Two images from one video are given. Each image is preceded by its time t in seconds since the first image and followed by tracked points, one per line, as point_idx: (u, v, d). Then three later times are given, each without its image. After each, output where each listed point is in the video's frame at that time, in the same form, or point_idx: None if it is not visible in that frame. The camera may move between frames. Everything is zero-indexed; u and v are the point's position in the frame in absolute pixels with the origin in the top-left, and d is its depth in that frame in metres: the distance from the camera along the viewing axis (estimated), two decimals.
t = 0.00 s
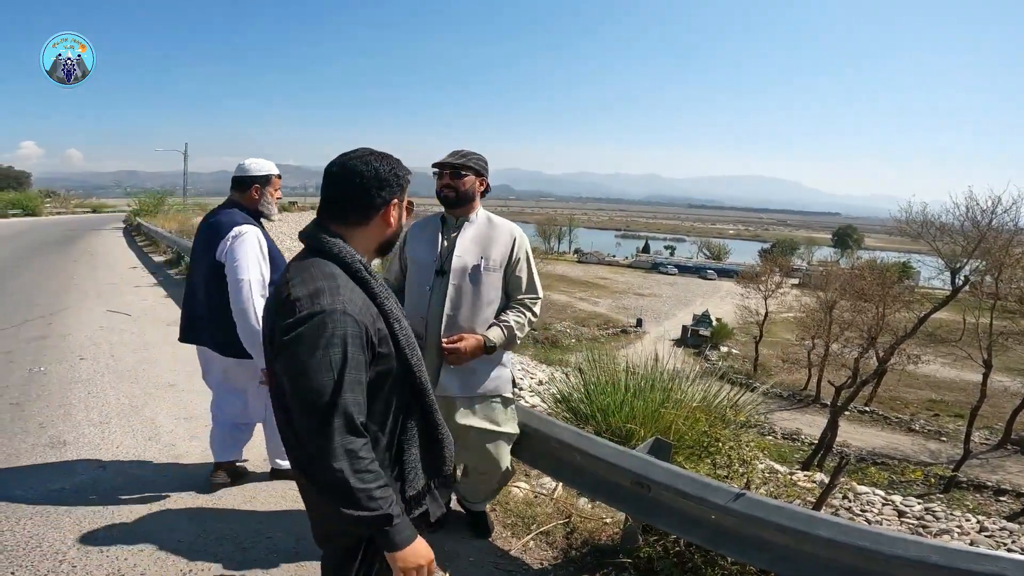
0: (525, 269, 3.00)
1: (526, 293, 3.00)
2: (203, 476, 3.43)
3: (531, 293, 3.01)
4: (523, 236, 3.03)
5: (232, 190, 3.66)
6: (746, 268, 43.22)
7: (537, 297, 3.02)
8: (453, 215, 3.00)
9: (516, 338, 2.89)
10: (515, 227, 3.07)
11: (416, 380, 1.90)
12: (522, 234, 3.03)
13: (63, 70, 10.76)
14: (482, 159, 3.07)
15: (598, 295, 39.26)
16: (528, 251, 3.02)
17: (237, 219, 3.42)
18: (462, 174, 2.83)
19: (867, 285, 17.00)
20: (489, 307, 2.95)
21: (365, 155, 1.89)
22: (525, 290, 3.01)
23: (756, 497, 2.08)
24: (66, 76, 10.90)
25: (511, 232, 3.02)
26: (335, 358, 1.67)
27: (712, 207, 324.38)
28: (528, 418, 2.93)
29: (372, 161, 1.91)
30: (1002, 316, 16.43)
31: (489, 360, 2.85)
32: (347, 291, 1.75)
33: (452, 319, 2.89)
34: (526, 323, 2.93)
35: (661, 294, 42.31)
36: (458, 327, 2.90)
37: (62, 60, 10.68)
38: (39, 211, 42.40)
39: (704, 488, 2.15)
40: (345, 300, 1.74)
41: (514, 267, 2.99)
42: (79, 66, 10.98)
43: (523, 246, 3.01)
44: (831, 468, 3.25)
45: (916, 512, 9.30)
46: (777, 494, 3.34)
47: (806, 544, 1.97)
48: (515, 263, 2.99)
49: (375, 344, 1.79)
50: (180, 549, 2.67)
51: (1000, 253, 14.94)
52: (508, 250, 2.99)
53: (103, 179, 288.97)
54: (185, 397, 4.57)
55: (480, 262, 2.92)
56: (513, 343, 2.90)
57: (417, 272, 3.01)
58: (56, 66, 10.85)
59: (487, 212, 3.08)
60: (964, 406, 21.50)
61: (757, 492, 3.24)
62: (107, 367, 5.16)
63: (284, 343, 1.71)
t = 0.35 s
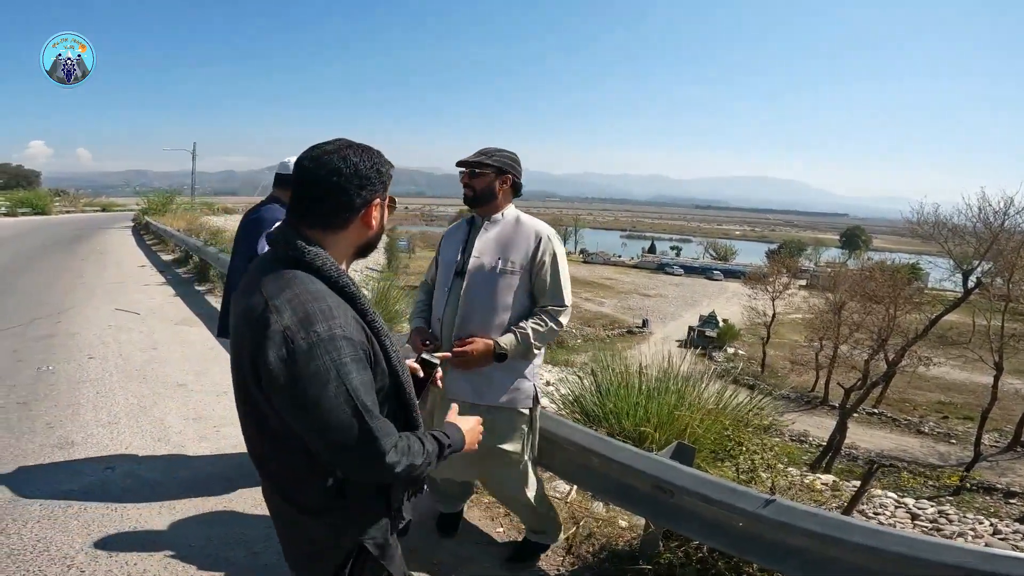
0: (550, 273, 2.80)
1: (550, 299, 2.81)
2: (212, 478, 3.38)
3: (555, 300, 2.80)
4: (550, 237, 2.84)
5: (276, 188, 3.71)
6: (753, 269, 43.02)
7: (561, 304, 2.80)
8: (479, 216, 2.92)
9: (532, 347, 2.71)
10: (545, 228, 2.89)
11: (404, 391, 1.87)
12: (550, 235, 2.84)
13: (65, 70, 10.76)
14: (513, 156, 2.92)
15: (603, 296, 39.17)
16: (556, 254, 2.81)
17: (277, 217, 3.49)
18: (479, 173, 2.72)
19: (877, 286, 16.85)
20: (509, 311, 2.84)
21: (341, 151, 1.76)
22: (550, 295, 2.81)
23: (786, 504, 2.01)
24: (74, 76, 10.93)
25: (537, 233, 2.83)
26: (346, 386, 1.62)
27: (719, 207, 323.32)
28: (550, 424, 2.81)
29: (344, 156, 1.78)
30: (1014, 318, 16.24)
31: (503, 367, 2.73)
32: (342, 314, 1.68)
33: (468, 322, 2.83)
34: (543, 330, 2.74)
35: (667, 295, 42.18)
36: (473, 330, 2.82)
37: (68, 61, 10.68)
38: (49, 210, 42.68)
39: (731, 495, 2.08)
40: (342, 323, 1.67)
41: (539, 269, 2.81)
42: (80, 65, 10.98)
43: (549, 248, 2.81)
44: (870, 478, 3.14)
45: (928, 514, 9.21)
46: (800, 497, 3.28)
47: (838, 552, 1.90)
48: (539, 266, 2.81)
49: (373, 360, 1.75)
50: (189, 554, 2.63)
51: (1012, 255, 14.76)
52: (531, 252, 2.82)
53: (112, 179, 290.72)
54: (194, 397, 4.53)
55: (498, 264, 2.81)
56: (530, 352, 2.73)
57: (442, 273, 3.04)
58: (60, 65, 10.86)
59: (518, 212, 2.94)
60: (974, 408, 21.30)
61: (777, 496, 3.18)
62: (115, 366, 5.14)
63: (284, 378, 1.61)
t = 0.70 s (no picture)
0: (602, 281, 2.47)
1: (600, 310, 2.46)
2: (225, 483, 3.35)
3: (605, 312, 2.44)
4: (608, 241, 2.51)
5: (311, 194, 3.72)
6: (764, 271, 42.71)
7: (613, 318, 2.41)
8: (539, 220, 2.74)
9: (571, 365, 2.43)
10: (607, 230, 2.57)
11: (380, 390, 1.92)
12: (608, 238, 2.51)
13: (64, 70, 10.83)
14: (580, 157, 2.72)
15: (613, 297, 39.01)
16: (612, 259, 2.47)
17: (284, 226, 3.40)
18: (533, 170, 2.56)
19: (892, 290, 16.63)
20: (558, 323, 2.60)
21: (302, 159, 1.82)
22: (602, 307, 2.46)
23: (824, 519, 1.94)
24: (68, 76, 10.99)
25: (593, 237, 2.54)
26: (324, 382, 1.65)
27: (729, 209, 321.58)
28: (599, 448, 2.58)
29: (304, 163, 1.83)
30: None
31: (542, 384, 2.54)
32: (316, 313, 1.72)
33: (515, 332, 2.67)
34: (586, 347, 2.41)
35: (677, 297, 41.95)
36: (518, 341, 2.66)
37: (65, 60, 10.73)
38: (64, 209, 43.16)
39: (767, 509, 2.01)
40: (315, 321, 1.71)
41: (591, 277, 2.51)
42: (79, 65, 11.06)
43: (603, 253, 2.49)
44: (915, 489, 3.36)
45: (947, 521, 9.01)
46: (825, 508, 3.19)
47: (882, 569, 1.82)
48: (589, 273, 2.51)
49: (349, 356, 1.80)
50: (201, 564, 2.60)
51: None
52: (581, 257, 2.54)
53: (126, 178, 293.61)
54: (206, 400, 4.50)
55: (546, 270, 2.60)
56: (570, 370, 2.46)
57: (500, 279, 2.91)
58: (59, 65, 10.92)
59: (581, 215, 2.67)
60: (989, 413, 20.98)
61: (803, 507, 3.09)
62: (128, 368, 5.12)
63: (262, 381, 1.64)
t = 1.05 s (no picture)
0: (646, 287, 2.30)
1: (643, 319, 2.29)
2: (234, 488, 3.28)
3: (648, 322, 2.28)
4: (659, 244, 2.33)
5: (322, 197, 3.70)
6: (771, 273, 42.52)
7: (657, 329, 2.25)
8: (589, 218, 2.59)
9: (607, 375, 2.28)
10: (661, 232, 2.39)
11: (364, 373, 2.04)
12: (660, 241, 2.33)
13: (65, 70, 10.83)
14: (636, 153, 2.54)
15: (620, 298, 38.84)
16: (661, 264, 2.29)
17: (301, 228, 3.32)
18: (582, 163, 2.43)
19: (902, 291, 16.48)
20: (599, 329, 2.46)
21: (277, 162, 2.00)
22: (646, 315, 2.29)
23: (864, 529, 1.87)
24: (72, 76, 10.99)
25: (643, 239, 2.38)
26: (298, 345, 1.77)
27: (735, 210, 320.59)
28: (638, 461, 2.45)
29: (285, 162, 2.03)
30: None
31: (578, 393, 2.42)
32: (295, 285, 1.85)
33: (553, 336, 2.56)
34: (624, 358, 2.26)
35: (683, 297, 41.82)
36: (556, 345, 2.54)
37: (67, 60, 10.73)
38: (73, 208, 43.43)
39: (804, 518, 1.93)
40: (294, 291, 1.84)
41: (637, 281, 2.35)
42: (79, 65, 11.06)
43: (652, 256, 2.31)
44: (963, 485, 3.78)
45: (961, 525, 8.85)
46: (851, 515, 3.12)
47: None
48: (634, 278, 2.35)
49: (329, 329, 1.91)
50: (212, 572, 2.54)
51: None
52: (627, 261, 2.39)
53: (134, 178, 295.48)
54: (215, 402, 4.45)
55: (589, 273, 2.46)
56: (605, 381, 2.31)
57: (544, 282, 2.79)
58: (60, 65, 10.92)
59: (634, 215, 2.49)
60: (999, 415, 20.78)
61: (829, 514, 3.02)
62: (136, 369, 5.08)
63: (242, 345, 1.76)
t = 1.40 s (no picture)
0: (667, 287, 2.20)
1: (659, 320, 2.19)
2: (236, 496, 3.22)
3: (664, 323, 2.17)
4: (687, 244, 2.22)
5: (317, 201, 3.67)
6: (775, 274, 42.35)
7: (670, 331, 2.14)
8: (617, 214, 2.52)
9: (612, 374, 2.18)
10: (692, 234, 2.28)
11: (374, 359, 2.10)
12: (689, 241, 2.22)
13: (64, 70, 10.81)
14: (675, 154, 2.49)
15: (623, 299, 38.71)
16: (686, 264, 2.19)
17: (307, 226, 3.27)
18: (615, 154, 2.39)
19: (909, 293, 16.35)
20: (614, 329, 2.37)
21: (290, 154, 2.13)
22: (664, 316, 2.19)
23: (905, 544, 1.78)
24: (73, 76, 10.99)
25: (670, 238, 2.28)
26: (314, 323, 1.84)
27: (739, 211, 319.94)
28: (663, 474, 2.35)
29: (300, 155, 2.15)
30: None
31: (586, 394, 2.34)
32: (309, 269, 1.93)
33: (568, 331, 2.49)
34: (630, 357, 2.15)
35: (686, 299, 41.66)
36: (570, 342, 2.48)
37: (67, 60, 10.70)
38: (77, 207, 43.52)
39: (841, 533, 1.86)
40: (308, 273, 1.92)
41: (660, 279, 2.25)
42: (79, 65, 11.04)
43: (677, 257, 2.21)
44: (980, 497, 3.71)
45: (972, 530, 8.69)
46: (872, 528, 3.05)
47: None
48: (656, 277, 2.25)
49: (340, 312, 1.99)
50: None
51: None
52: (650, 259, 2.29)
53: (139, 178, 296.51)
54: (216, 406, 4.39)
55: (610, 269, 2.38)
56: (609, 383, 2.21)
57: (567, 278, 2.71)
58: (60, 65, 10.90)
59: (665, 213, 2.39)
60: (1005, 418, 20.60)
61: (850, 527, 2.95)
62: (136, 371, 5.02)
63: (257, 324, 1.83)
